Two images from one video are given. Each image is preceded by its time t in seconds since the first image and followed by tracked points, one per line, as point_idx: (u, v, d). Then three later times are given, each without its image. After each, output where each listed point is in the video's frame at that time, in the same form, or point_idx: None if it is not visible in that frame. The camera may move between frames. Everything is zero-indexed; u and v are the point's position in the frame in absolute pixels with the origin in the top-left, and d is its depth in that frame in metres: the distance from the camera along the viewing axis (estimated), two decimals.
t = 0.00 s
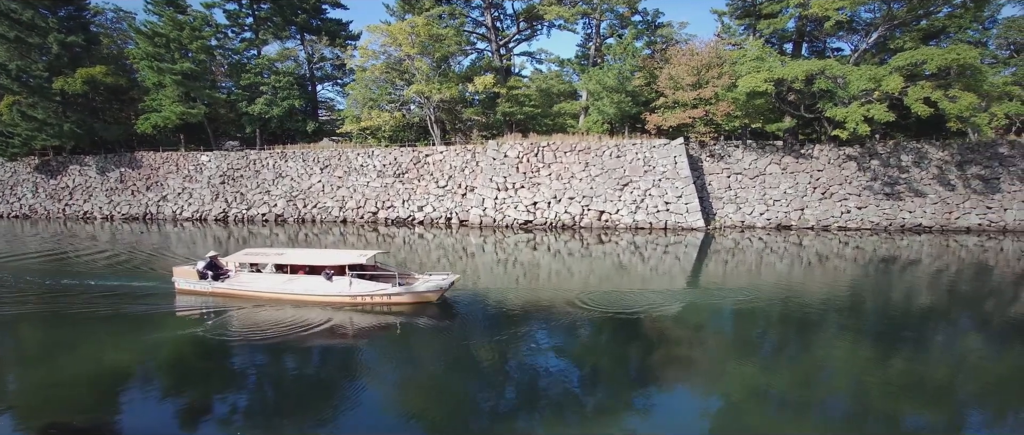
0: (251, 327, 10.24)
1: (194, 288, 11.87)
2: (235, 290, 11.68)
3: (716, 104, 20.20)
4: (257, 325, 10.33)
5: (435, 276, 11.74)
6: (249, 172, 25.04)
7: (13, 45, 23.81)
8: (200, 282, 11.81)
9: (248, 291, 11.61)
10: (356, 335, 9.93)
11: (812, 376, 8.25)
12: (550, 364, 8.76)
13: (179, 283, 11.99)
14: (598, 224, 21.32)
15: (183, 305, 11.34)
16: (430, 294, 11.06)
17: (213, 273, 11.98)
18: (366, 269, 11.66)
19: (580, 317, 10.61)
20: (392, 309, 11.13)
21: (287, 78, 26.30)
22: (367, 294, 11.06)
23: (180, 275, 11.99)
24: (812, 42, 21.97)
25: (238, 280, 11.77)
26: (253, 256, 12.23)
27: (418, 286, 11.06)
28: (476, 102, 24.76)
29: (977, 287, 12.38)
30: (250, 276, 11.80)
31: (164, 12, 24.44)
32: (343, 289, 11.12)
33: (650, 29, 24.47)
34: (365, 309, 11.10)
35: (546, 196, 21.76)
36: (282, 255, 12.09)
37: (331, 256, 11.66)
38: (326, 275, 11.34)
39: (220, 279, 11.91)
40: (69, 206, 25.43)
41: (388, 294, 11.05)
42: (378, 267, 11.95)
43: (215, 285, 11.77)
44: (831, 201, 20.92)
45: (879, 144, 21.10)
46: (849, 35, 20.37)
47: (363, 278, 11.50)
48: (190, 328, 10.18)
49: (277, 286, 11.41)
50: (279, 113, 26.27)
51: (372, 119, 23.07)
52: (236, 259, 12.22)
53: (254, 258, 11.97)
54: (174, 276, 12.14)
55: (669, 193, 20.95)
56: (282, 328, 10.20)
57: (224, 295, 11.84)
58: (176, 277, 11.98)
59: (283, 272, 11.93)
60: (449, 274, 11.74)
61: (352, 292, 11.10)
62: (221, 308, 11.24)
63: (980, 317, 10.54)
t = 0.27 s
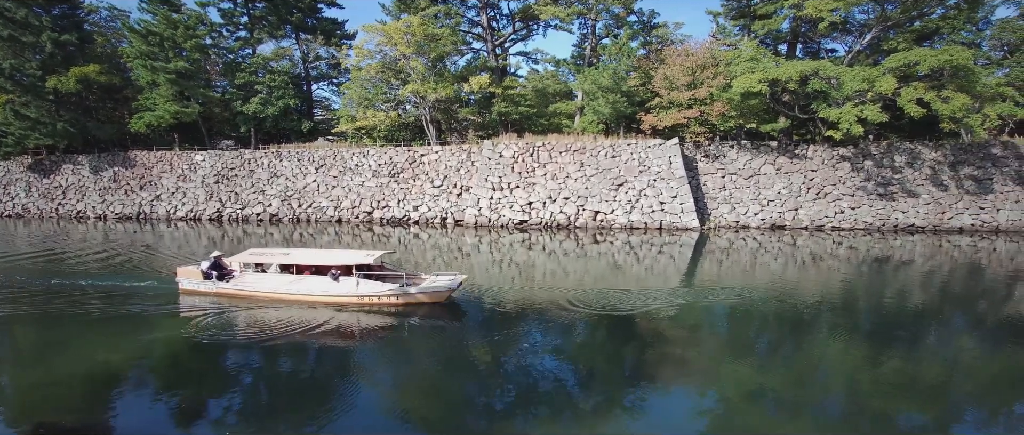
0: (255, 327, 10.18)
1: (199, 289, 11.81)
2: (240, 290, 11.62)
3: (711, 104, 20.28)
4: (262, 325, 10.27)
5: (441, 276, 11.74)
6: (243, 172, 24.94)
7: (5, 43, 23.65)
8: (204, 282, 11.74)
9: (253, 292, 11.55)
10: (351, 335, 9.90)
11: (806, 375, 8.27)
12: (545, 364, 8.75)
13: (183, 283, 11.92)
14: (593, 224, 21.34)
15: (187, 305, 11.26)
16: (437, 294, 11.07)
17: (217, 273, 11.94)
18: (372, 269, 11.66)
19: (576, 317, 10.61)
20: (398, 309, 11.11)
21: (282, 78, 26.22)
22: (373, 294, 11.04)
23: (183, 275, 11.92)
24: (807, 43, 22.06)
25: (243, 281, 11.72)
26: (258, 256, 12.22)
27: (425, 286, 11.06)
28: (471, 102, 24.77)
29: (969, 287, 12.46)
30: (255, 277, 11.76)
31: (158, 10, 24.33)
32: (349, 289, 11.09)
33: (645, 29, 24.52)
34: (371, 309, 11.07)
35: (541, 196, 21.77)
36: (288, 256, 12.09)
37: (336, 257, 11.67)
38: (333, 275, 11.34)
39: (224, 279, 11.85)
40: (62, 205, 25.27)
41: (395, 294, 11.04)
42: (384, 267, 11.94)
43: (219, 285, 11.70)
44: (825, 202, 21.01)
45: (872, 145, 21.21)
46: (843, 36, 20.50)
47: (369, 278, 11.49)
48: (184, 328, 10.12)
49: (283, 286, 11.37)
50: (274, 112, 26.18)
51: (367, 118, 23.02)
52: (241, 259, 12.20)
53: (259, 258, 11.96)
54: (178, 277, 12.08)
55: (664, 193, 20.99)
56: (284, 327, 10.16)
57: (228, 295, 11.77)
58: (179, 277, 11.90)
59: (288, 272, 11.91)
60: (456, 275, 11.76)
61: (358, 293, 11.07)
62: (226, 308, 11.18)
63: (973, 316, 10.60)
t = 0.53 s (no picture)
0: (259, 329, 10.10)
1: (201, 290, 11.71)
2: (244, 292, 11.53)
3: (705, 105, 20.37)
4: (266, 327, 10.19)
5: (446, 277, 11.70)
6: (237, 172, 24.85)
7: None
8: (207, 284, 11.64)
9: (257, 293, 11.46)
10: (345, 336, 9.87)
11: (800, 375, 8.30)
12: (540, 364, 8.75)
13: (185, 284, 11.83)
14: (588, 224, 21.36)
15: (189, 307, 11.15)
16: (443, 295, 11.04)
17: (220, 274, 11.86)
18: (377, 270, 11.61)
19: (571, 317, 10.61)
20: (404, 311, 11.05)
21: (276, 77, 26.13)
22: (379, 295, 10.99)
23: (185, 276, 11.82)
24: (801, 44, 22.14)
25: (247, 282, 11.62)
26: (261, 257, 12.16)
27: (432, 287, 11.01)
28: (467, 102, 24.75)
29: (962, 287, 12.53)
30: (258, 278, 11.68)
31: (152, 9, 24.21)
32: (354, 291, 11.02)
33: (641, 30, 24.57)
34: (377, 311, 11.01)
35: (536, 196, 21.78)
36: (291, 257, 12.03)
37: (341, 258, 11.61)
38: (337, 276, 11.28)
39: (227, 280, 11.74)
40: (55, 205, 25.11)
41: (401, 295, 10.98)
42: (388, 268, 11.88)
43: (222, 286, 11.61)
44: (818, 202, 21.10)
45: (866, 145, 21.31)
46: (837, 38, 20.66)
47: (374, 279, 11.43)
48: (178, 329, 10.06)
49: (287, 288, 11.27)
50: (269, 112, 26.08)
51: (362, 118, 22.96)
52: (244, 260, 12.13)
53: (263, 259, 11.90)
54: (180, 278, 12.00)
55: (658, 193, 21.04)
56: (283, 329, 10.10)
57: (231, 297, 11.66)
58: (181, 278, 11.81)
59: (292, 273, 11.85)
60: (462, 276, 11.76)
61: (363, 294, 10.99)
62: (229, 310, 11.08)
63: (966, 316, 10.66)
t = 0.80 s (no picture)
0: (258, 333, 10.00)
1: (199, 294, 11.60)
2: (243, 295, 11.40)
3: (696, 107, 20.61)
4: (266, 332, 10.07)
5: (449, 280, 11.60)
6: (227, 174, 24.68)
7: None
8: (205, 288, 11.54)
9: (257, 297, 11.31)
10: (336, 339, 9.83)
11: (789, 376, 8.37)
12: (532, 366, 8.77)
13: (183, 288, 11.73)
14: (579, 226, 21.40)
15: (187, 311, 11.04)
16: (446, 298, 10.95)
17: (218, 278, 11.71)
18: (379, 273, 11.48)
19: (563, 320, 10.61)
20: (406, 314, 10.96)
21: (267, 79, 25.98)
22: (380, 299, 10.90)
23: (183, 280, 11.73)
24: (790, 47, 22.32)
25: (246, 286, 11.45)
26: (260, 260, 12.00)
27: (435, 291, 10.93)
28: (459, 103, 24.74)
29: (949, 288, 12.67)
30: (257, 281, 11.49)
31: (140, 10, 24.02)
32: (356, 294, 10.89)
33: (632, 32, 24.67)
34: (378, 315, 10.91)
35: (528, 198, 21.80)
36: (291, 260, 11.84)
37: (342, 261, 11.48)
38: (338, 280, 11.10)
39: (226, 284, 11.62)
40: (42, 207, 24.82)
41: (403, 298, 10.90)
42: (389, 271, 11.76)
43: (220, 290, 11.50)
44: (807, 204, 21.28)
45: (854, 147, 21.51)
46: (825, 41, 20.95)
47: (376, 283, 11.30)
48: (167, 333, 9.97)
49: (288, 292, 11.11)
50: (259, 113, 25.90)
51: (353, 120, 22.87)
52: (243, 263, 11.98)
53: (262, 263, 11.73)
54: (178, 281, 11.86)
55: (649, 195, 21.13)
56: (279, 333, 10.02)
57: (230, 301, 11.54)
58: (179, 282, 11.72)
59: (291, 277, 11.65)
60: (464, 278, 11.59)
61: (366, 297, 10.89)
62: (228, 314, 10.95)
63: (952, 317, 10.79)
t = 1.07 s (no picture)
0: (254, 340, 9.88)
1: (195, 301, 11.40)
2: (240, 301, 11.26)
3: (682, 112, 20.75)
4: (263, 338, 9.95)
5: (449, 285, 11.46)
6: (213, 178, 24.42)
7: None
8: (201, 294, 11.35)
9: (256, 303, 11.21)
10: (324, 345, 9.74)
11: (776, 378, 8.46)
12: (522, 370, 8.77)
13: (177, 295, 11.49)
14: (568, 230, 21.46)
15: (182, 317, 10.88)
16: (448, 304, 10.88)
17: (214, 284, 11.51)
18: (379, 278, 11.28)
19: (553, 324, 10.61)
20: (407, 320, 10.89)
21: (254, 82, 25.78)
22: (381, 305, 10.82)
23: (177, 286, 11.46)
24: (775, 54, 22.63)
25: (244, 292, 11.30)
26: (256, 265, 11.71)
27: (436, 296, 10.85)
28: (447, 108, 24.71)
29: (932, 290, 12.87)
30: (254, 287, 11.30)
31: (124, 12, 23.75)
32: (356, 300, 10.78)
33: (620, 38, 24.87)
34: (379, 320, 10.83)
35: (516, 202, 21.83)
36: (288, 265, 11.58)
37: (341, 266, 11.26)
38: (338, 286, 10.91)
39: (222, 290, 11.45)
40: (22, 212, 24.37)
41: (404, 304, 10.83)
42: (389, 276, 11.59)
43: (217, 297, 11.35)
44: (792, 208, 21.54)
45: (837, 152, 21.83)
46: (810, 47, 21.11)
47: (375, 288, 11.14)
48: (151, 339, 9.83)
49: (287, 298, 11.02)
50: (245, 117, 25.67)
51: (341, 124, 22.76)
52: (239, 269, 11.68)
53: (259, 268, 11.46)
54: (172, 288, 11.60)
55: (637, 200, 21.26)
56: (271, 339, 9.93)
57: (227, 308, 11.41)
58: (173, 289, 11.46)
59: (289, 282, 11.40)
60: (465, 283, 11.44)
61: (366, 303, 10.79)
62: (225, 321, 10.81)
63: (936, 318, 10.96)
